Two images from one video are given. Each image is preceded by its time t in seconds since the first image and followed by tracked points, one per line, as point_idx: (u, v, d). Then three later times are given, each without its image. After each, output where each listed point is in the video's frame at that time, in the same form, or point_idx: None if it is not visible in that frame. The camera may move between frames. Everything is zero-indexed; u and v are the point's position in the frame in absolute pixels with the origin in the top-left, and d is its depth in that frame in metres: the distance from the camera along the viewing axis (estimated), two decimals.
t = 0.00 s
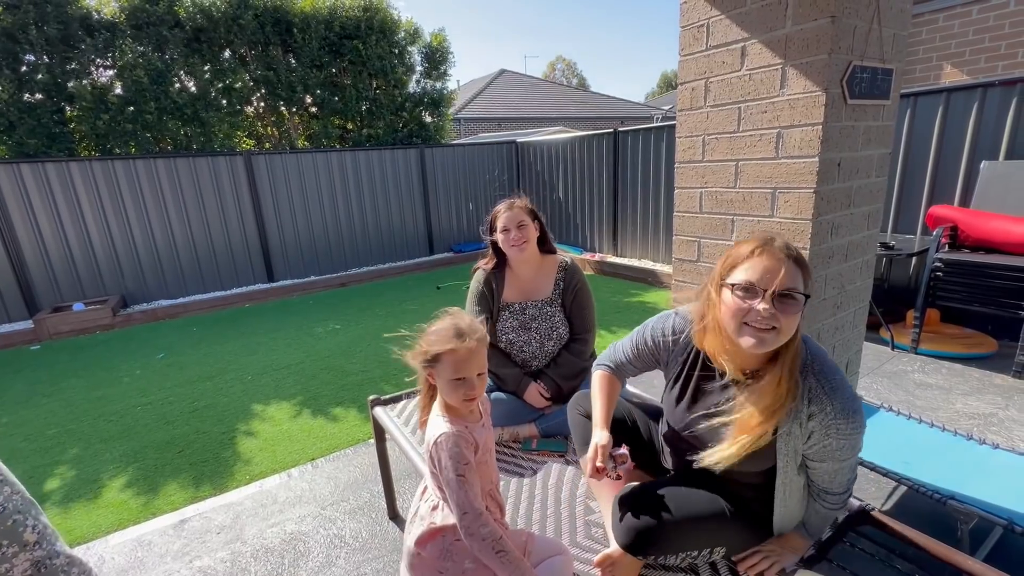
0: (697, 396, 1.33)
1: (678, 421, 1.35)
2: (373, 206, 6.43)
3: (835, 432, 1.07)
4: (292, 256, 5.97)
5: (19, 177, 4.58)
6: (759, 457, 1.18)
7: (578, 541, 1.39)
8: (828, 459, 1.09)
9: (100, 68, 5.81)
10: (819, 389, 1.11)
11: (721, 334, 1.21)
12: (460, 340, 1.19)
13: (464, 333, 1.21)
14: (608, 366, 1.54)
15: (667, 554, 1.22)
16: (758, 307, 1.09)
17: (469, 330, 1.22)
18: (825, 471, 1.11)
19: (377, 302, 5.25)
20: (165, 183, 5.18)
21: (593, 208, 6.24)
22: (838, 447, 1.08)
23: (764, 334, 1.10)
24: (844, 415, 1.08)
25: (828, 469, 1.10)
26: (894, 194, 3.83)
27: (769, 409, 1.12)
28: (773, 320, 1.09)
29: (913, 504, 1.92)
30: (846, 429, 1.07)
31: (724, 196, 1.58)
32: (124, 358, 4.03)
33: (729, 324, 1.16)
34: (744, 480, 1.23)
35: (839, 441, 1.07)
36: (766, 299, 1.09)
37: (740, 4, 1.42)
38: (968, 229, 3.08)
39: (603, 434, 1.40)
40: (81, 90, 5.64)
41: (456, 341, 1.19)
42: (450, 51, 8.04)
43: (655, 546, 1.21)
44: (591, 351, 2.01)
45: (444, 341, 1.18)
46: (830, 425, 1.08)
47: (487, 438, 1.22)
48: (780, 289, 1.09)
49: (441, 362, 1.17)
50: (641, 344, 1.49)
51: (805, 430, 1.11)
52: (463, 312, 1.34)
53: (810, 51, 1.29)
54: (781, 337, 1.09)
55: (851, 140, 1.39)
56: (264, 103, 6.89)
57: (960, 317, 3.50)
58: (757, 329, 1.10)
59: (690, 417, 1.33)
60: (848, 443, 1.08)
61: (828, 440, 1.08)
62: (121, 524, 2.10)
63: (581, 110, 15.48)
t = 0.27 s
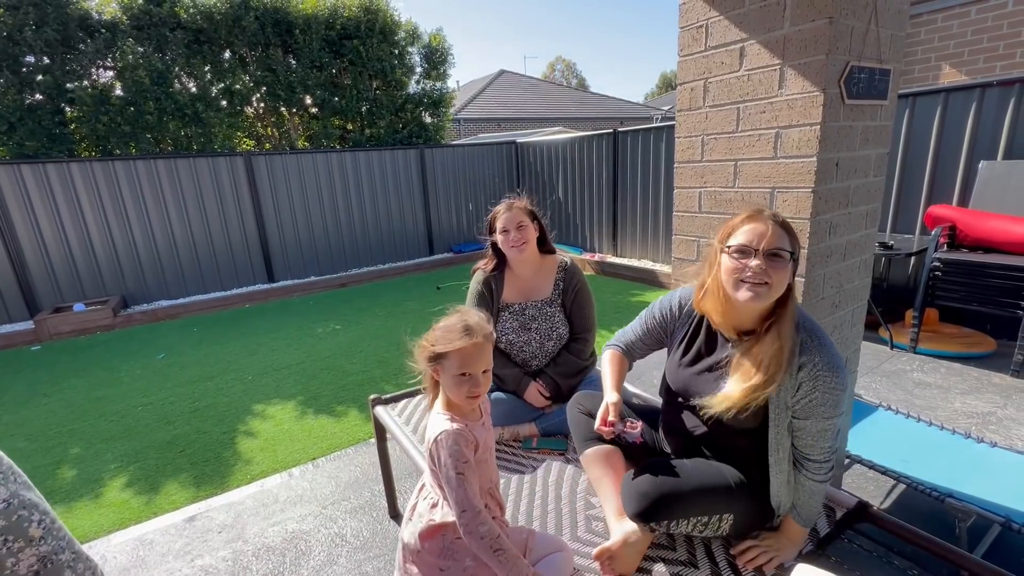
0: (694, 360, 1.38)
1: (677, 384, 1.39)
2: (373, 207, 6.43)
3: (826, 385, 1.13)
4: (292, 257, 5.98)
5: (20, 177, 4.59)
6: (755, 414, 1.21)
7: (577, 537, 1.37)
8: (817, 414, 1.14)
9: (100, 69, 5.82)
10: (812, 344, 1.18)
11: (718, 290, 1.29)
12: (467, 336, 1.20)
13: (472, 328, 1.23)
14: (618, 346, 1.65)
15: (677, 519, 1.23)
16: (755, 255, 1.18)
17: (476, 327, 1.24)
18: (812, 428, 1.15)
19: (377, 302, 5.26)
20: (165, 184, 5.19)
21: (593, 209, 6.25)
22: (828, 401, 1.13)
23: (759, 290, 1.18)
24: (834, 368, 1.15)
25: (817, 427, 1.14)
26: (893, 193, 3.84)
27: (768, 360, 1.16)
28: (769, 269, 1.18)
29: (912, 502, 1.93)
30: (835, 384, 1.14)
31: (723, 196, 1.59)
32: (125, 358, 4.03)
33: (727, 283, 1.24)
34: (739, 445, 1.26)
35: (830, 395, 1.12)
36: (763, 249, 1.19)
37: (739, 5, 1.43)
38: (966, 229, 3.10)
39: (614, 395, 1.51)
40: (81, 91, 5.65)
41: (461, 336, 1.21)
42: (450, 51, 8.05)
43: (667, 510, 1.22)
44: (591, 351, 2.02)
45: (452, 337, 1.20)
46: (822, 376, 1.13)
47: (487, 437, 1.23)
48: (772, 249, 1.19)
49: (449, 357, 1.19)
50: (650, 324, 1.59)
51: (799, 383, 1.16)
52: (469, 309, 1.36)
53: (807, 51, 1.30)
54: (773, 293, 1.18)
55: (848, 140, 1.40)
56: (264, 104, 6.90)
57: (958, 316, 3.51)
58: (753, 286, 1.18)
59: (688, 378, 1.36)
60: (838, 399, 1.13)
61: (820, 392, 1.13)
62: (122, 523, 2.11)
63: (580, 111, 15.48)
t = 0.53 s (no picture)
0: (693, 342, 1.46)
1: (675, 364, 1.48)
2: (374, 208, 6.45)
3: (813, 365, 1.19)
4: (293, 258, 6.00)
5: (22, 179, 4.61)
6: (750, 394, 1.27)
7: (576, 534, 1.38)
8: (805, 393, 1.19)
9: (102, 71, 5.84)
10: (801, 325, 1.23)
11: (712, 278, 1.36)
12: (475, 332, 1.21)
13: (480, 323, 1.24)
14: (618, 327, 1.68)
15: (672, 454, 1.29)
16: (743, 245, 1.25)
17: (484, 324, 1.25)
18: (801, 408, 1.20)
19: (377, 303, 5.27)
20: (166, 185, 5.21)
21: (593, 210, 6.26)
22: (816, 382, 1.18)
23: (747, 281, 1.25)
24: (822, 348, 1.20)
25: (805, 410, 1.20)
26: (893, 194, 3.85)
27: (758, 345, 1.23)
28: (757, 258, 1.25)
29: (909, 502, 1.94)
30: (823, 364, 1.19)
31: (720, 198, 1.60)
32: (127, 359, 4.05)
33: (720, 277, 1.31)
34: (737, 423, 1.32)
35: (817, 375, 1.18)
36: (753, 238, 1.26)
37: (735, 9, 1.44)
38: (965, 230, 3.11)
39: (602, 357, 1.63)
40: (83, 93, 5.67)
41: (469, 331, 1.22)
42: (451, 52, 8.06)
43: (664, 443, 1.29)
44: (590, 353, 2.04)
45: (461, 331, 1.21)
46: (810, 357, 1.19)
47: (488, 433, 1.24)
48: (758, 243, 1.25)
49: (457, 351, 1.20)
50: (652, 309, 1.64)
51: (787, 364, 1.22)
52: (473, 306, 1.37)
53: (804, 55, 1.30)
54: (761, 283, 1.25)
55: (845, 142, 1.41)
56: (265, 106, 6.91)
57: (958, 317, 3.51)
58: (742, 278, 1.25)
59: (686, 357, 1.45)
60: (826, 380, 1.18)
61: (807, 373, 1.19)
62: (124, 523, 2.12)
63: (581, 112, 15.49)
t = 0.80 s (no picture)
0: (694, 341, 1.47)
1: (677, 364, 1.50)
2: (376, 209, 6.46)
3: (810, 355, 1.20)
4: (296, 259, 6.02)
5: (27, 180, 4.64)
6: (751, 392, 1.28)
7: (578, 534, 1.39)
8: (807, 386, 1.20)
9: (106, 73, 5.88)
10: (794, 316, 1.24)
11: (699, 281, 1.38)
12: (484, 329, 1.22)
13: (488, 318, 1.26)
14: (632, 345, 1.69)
15: (675, 479, 1.25)
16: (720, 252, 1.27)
17: (493, 320, 1.26)
18: (806, 401, 1.21)
19: (379, 304, 5.28)
20: (170, 186, 5.23)
21: (595, 210, 6.26)
22: (816, 372, 1.19)
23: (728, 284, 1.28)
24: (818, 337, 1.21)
25: (808, 400, 1.21)
26: (896, 195, 3.84)
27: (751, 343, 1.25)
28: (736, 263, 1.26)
29: (911, 503, 1.94)
30: (822, 353, 1.20)
31: (722, 198, 1.61)
32: (130, 359, 4.07)
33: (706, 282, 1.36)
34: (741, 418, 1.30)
35: (816, 365, 1.19)
36: (729, 242, 1.26)
37: (737, 10, 1.44)
38: (968, 231, 3.10)
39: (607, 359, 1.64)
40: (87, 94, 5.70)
41: (476, 327, 1.23)
42: (453, 53, 8.07)
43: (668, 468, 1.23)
44: (592, 354, 2.04)
45: (470, 327, 1.22)
46: (806, 347, 1.20)
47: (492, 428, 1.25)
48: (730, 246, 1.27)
49: (465, 346, 1.20)
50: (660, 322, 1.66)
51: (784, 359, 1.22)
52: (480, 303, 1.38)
53: (804, 56, 1.31)
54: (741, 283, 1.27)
55: (846, 143, 1.41)
56: (268, 107, 6.94)
57: (961, 318, 3.50)
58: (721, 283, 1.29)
59: (687, 355, 1.47)
60: (826, 370, 1.19)
61: (805, 363, 1.20)
62: (127, 522, 2.13)
63: (583, 113, 15.50)
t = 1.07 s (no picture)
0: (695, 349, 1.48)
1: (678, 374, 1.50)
2: (380, 209, 6.48)
3: (804, 362, 1.19)
4: (300, 260, 6.04)
5: (34, 181, 4.68)
6: (746, 398, 1.27)
7: (584, 533, 1.39)
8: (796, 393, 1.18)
9: (112, 75, 5.91)
10: (791, 323, 1.23)
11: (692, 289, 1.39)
12: (493, 328, 1.23)
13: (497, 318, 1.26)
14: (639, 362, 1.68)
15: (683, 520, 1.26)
16: (707, 263, 1.27)
17: (503, 321, 1.27)
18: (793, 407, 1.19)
19: (383, 304, 5.30)
20: (175, 187, 5.26)
21: (599, 211, 6.26)
22: (806, 378, 1.18)
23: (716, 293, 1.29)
24: (815, 344, 1.20)
25: (795, 405, 1.18)
26: (900, 196, 3.83)
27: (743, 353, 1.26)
28: (722, 273, 1.27)
29: (916, 504, 1.94)
30: (817, 361, 1.19)
31: (726, 199, 1.61)
32: (135, 359, 4.09)
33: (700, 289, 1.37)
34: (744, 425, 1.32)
35: (808, 372, 1.18)
36: (716, 252, 1.26)
37: (741, 12, 1.45)
38: (973, 232, 3.10)
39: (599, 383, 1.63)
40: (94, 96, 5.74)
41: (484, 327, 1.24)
42: (456, 54, 8.09)
43: (673, 510, 1.25)
44: (595, 354, 2.04)
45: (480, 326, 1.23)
46: (800, 355, 1.19)
47: (499, 425, 1.26)
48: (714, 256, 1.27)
49: (473, 346, 1.21)
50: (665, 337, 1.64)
51: (779, 365, 1.23)
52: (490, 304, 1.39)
53: (809, 57, 1.31)
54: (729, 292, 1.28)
55: (850, 143, 1.41)
56: (273, 108, 6.97)
57: (966, 319, 3.49)
58: (710, 292, 1.30)
59: (690, 369, 1.46)
60: (820, 377, 1.18)
61: (797, 370, 1.19)
62: (134, 521, 2.14)
63: (586, 114, 15.50)
